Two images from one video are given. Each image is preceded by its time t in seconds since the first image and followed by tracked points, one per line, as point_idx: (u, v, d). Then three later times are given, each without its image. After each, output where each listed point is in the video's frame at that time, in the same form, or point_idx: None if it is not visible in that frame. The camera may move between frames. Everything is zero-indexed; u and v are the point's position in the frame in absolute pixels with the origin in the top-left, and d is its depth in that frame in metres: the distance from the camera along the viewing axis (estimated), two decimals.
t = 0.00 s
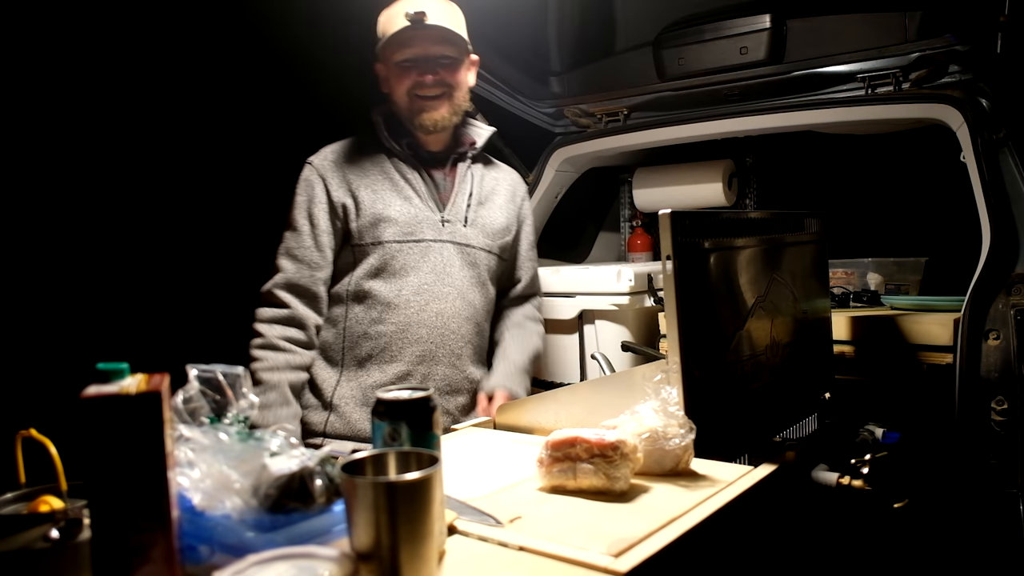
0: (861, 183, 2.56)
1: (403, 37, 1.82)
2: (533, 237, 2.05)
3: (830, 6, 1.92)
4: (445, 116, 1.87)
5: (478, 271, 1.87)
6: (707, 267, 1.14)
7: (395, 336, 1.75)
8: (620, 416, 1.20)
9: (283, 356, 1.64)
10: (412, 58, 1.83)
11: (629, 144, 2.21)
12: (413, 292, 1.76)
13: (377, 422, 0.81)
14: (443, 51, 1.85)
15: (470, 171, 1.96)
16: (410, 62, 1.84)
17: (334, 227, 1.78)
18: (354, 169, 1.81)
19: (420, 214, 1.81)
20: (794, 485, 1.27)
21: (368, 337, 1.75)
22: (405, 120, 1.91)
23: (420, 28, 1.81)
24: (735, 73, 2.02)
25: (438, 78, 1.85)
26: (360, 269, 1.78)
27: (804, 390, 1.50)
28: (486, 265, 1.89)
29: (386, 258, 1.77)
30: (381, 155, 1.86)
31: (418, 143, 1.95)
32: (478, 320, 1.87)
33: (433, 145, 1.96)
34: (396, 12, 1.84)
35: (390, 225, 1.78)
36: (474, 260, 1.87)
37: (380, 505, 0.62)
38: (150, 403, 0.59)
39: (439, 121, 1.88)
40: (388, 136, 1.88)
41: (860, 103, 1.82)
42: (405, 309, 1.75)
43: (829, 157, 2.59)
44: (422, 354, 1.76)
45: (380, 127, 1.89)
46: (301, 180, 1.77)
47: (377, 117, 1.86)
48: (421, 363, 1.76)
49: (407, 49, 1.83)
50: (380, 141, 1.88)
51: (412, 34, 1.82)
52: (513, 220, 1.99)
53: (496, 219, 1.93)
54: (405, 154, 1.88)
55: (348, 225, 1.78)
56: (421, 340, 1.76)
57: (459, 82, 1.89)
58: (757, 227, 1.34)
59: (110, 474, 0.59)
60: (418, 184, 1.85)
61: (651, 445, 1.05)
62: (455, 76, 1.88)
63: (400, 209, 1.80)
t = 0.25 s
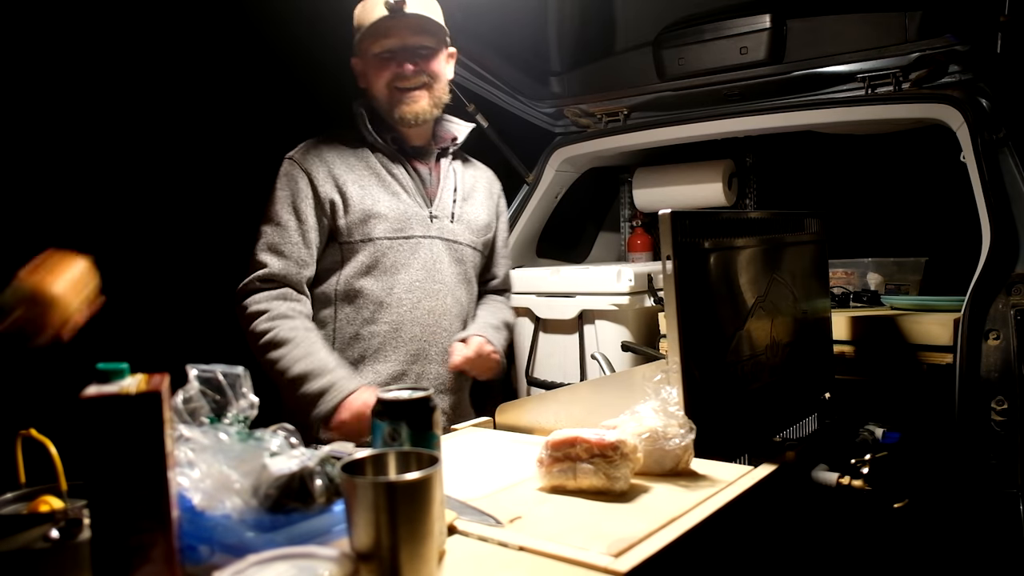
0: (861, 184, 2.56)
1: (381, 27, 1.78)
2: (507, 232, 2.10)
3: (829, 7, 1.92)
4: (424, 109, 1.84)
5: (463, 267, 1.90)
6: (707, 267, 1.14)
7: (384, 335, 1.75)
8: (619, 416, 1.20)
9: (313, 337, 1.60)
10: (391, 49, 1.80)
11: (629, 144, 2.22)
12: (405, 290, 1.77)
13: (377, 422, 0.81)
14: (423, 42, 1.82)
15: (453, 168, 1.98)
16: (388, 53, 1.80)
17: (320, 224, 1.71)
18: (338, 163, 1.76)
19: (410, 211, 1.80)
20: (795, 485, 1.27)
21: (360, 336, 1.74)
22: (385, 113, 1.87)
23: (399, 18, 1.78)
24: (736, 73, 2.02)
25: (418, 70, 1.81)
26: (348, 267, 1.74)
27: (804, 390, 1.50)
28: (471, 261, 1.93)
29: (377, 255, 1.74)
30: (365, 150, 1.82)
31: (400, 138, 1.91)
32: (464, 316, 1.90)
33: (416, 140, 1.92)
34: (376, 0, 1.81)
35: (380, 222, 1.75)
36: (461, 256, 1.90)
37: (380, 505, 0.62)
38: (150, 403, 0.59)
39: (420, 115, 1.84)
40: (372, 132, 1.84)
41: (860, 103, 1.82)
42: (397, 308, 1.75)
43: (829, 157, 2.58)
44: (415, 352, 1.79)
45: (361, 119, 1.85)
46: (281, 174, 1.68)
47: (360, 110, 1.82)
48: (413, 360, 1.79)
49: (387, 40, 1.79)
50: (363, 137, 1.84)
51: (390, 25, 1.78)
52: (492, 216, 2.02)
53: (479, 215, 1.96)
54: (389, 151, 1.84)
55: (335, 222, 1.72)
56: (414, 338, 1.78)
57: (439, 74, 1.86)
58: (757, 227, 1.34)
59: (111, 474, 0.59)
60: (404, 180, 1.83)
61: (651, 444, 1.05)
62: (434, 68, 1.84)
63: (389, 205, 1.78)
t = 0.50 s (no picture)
0: (861, 184, 2.56)
1: (369, 19, 1.80)
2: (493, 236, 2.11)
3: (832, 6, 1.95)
4: (415, 99, 1.84)
5: (455, 264, 1.91)
6: (707, 267, 1.14)
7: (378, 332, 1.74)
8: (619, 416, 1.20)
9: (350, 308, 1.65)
10: (379, 40, 1.81)
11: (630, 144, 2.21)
12: (399, 287, 1.76)
13: (377, 422, 0.81)
14: (410, 34, 1.84)
15: (443, 167, 2.00)
16: (376, 45, 1.81)
17: (314, 220, 1.71)
18: (330, 159, 1.76)
19: (403, 207, 1.80)
20: (794, 485, 1.27)
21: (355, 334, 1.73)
22: (376, 108, 1.87)
23: (386, 9, 1.80)
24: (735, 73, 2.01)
25: (406, 60, 1.82)
26: (342, 264, 1.74)
27: (804, 389, 1.50)
28: (463, 260, 1.94)
29: (371, 251, 1.74)
30: (355, 146, 1.83)
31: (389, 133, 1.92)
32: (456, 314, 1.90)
33: (405, 135, 1.94)
34: None
35: (375, 218, 1.75)
36: (453, 254, 1.91)
37: (380, 505, 0.62)
38: (150, 402, 0.59)
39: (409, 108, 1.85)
40: (363, 129, 1.83)
41: (860, 103, 1.82)
42: (391, 305, 1.74)
43: (829, 157, 2.58)
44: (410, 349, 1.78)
45: (351, 116, 1.82)
46: (274, 170, 1.68)
47: (349, 107, 1.79)
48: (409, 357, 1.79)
49: (375, 33, 1.81)
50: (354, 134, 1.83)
51: (377, 15, 1.80)
52: (482, 215, 2.04)
53: (469, 214, 1.98)
54: (381, 146, 1.85)
55: (329, 218, 1.72)
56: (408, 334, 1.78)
57: (426, 66, 1.88)
58: (757, 226, 1.34)
59: (110, 475, 0.59)
60: (395, 177, 1.84)
61: (651, 445, 1.05)
62: (422, 59, 1.86)
63: (383, 202, 1.77)
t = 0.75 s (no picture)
0: (861, 184, 2.56)
1: (376, 21, 1.80)
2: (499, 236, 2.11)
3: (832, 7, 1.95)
4: (422, 103, 1.85)
5: (460, 264, 1.90)
6: (708, 267, 1.14)
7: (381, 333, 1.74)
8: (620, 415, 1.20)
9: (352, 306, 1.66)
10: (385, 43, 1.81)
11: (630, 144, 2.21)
12: (402, 288, 1.75)
13: (377, 422, 0.81)
14: (417, 36, 1.83)
15: (447, 168, 2.00)
16: (382, 47, 1.82)
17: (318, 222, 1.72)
18: (334, 161, 1.76)
19: (407, 209, 1.80)
20: (794, 485, 1.27)
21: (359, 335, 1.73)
22: (381, 110, 1.87)
23: (394, 11, 1.79)
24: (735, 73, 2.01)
25: (412, 63, 1.82)
26: (345, 265, 1.73)
27: (804, 389, 1.50)
28: (467, 260, 1.93)
29: (374, 252, 1.74)
30: (359, 148, 1.83)
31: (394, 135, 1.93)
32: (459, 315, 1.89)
33: (409, 136, 1.94)
34: None
35: (378, 219, 1.74)
36: (458, 254, 1.90)
37: (380, 505, 0.62)
38: (150, 403, 0.59)
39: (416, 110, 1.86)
40: (367, 133, 1.82)
41: (860, 103, 1.82)
42: (395, 305, 1.74)
43: (829, 157, 2.58)
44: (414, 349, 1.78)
45: (353, 119, 1.82)
46: (277, 173, 1.69)
47: (353, 109, 1.80)
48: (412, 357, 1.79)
49: (381, 35, 1.80)
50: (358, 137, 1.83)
51: (385, 19, 1.80)
52: (485, 216, 2.04)
53: (473, 215, 1.98)
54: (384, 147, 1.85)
55: (333, 220, 1.72)
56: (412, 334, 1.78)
57: (432, 69, 1.88)
58: (757, 226, 1.34)
59: (109, 475, 0.59)
60: (397, 178, 1.84)
61: (651, 445, 1.05)
62: (427, 62, 1.86)
63: (386, 203, 1.77)
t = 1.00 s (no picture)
0: (861, 184, 2.56)
1: (398, 35, 1.78)
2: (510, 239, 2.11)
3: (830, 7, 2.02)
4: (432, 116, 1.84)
5: (466, 269, 1.89)
6: (708, 266, 1.14)
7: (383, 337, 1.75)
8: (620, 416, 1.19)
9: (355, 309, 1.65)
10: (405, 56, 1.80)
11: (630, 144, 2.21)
12: (404, 290, 1.76)
13: (377, 422, 0.81)
14: (436, 51, 1.83)
15: (455, 172, 1.99)
16: (401, 58, 1.81)
17: (324, 223, 1.73)
18: (342, 163, 1.77)
19: (413, 212, 1.81)
20: (794, 485, 1.27)
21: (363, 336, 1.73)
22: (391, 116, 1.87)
23: (419, 27, 1.78)
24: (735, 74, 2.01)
25: (429, 78, 1.82)
26: (349, 265, 1.74)
27: (804, 389, 1.50)
28: (473, 264, 1.92)
29: (378, 255, 1.74)
30: (368, 151, 1.82)
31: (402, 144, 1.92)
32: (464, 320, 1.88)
33: (419, 146, 1.94)
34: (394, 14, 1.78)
35: (383, 221, 1.75)
36: (463, 258, 1.89)
37: (380, 506, 0.62)
38: (150, 403, 0.59)
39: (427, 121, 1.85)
40: (376, 133, 1.84)
41: (860, 103, 1.82)
42: (398, 307, 1.74)
43: (829, 157, 2.58)
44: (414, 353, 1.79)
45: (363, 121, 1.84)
46: (287, 172, 1.68)
47: (363, 112, 1.83)
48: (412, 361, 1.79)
49: (401, 47, 1.79)
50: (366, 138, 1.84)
51: (408, 33, 1.78)
52: (494, 221, 2.03)
53: (480, 219, 1.97)
54: (393, 151, 1.85)
55: (339, 222, 1.74)
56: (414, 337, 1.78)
57: (448, 86, 1.87)
58: (757, 226, 1.34)
59: (110, 474, 0.59)
60: (405, 182, 1.83)
61: (651, 444, 1.05)
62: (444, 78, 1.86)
63: (392, 206, 1.78)
